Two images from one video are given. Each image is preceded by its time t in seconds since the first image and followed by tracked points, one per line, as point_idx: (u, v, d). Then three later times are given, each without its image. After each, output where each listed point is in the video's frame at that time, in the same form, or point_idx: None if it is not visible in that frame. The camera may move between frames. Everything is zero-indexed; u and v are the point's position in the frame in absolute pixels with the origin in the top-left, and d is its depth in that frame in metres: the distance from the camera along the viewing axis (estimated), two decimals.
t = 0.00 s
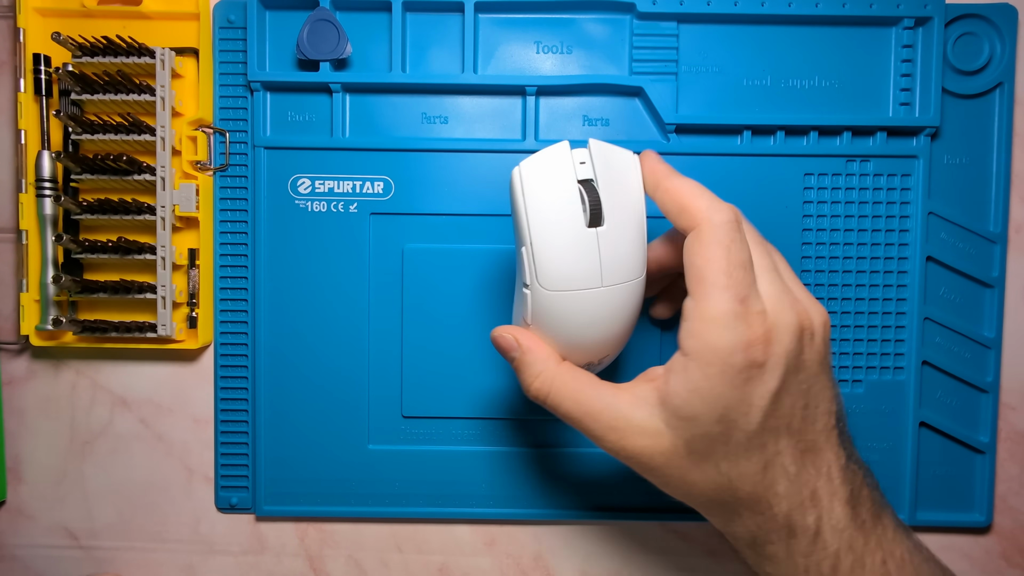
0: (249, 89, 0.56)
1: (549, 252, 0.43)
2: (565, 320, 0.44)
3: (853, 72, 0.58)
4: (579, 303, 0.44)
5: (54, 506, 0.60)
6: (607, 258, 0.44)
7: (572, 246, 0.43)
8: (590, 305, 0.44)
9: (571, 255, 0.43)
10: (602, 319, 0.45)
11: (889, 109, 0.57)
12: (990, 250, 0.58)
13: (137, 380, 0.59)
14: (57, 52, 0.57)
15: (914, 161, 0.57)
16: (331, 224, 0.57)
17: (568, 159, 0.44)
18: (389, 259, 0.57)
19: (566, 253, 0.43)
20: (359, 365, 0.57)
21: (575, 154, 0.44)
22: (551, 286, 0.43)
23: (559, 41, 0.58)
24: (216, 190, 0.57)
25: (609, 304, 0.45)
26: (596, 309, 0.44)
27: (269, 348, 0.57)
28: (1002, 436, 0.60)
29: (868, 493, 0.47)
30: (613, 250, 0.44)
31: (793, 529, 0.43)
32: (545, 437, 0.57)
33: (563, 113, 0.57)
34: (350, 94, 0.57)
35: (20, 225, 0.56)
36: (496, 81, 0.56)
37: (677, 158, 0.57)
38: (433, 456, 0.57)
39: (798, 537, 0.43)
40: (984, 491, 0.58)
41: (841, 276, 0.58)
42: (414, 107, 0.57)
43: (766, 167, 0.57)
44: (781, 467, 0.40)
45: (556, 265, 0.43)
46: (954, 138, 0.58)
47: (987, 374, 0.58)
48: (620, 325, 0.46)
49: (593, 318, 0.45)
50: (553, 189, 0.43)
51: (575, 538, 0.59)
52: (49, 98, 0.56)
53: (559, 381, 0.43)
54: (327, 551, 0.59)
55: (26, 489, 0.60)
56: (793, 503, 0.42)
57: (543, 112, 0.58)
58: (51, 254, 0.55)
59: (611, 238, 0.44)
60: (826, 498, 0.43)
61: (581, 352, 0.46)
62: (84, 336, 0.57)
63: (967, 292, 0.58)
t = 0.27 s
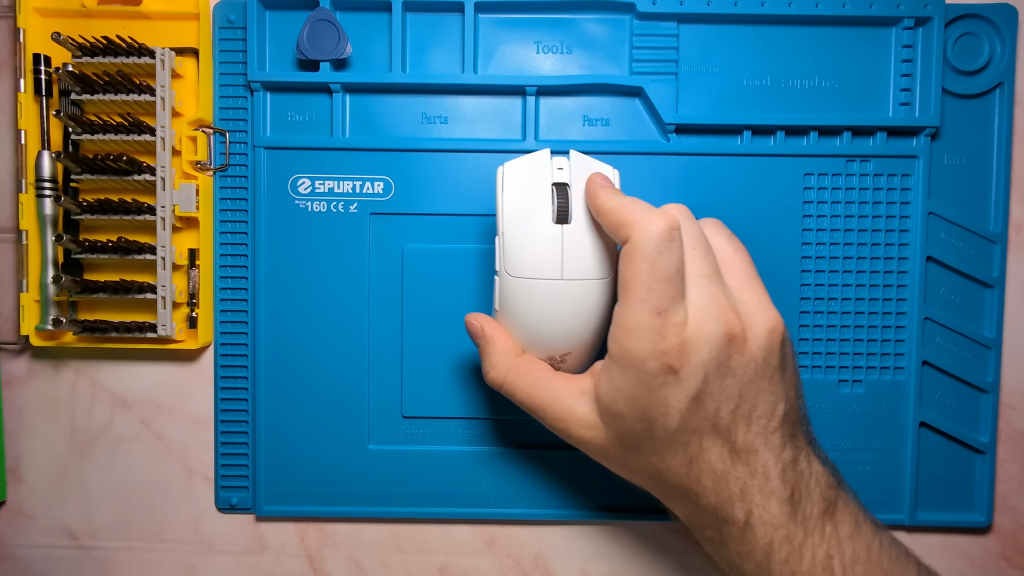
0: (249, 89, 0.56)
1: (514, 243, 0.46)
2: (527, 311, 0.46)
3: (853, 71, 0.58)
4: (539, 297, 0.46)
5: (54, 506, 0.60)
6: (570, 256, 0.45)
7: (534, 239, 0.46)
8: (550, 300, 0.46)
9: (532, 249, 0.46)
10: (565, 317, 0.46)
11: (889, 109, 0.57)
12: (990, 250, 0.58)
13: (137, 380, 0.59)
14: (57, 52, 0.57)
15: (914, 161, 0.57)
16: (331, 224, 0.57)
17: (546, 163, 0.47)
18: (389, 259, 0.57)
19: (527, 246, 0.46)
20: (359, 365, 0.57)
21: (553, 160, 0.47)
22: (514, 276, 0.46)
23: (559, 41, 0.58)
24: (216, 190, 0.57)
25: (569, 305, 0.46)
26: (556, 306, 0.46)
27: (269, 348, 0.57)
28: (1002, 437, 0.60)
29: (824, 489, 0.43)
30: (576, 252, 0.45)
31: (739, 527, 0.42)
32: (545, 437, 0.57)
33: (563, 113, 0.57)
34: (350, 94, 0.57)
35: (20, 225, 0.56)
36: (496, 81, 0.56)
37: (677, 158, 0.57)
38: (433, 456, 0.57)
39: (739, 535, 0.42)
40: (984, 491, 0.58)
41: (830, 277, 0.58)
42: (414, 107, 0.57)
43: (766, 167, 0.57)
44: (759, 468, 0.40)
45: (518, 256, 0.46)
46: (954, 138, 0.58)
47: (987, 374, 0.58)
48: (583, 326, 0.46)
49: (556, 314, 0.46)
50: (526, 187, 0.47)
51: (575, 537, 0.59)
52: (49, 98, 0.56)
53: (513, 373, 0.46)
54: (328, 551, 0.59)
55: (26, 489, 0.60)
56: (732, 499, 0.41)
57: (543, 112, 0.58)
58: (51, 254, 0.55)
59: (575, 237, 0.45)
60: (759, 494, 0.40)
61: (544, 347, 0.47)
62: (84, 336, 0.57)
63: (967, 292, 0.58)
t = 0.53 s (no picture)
0: (249, 89, 0.56)
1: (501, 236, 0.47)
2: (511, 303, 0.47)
3: (853, 71, 0.58)
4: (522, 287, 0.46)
5: (54, 506, 0.60)
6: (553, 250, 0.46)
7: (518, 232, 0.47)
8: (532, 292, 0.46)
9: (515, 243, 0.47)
10: (548, 308, 0.46)
11: (889, 109, 0.57)
12: (990, 250, 0.58)
13: (137, 380, 0.59)
14: (57, 52, 0.57)
15: (914, 161, 0.57)
16: (332, 224, 0.57)
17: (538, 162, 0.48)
18: (389, 259, 0.57)
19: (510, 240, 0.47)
20: (359, 366, 0.57)
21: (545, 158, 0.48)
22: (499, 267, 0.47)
23: (559, 41, 0.58)
24: (216, 190, 0.57)
25: (553, 297, 0.46)
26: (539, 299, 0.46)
27: (269, 348, 0.57)
28: (1002, 437, 0.60)
29: (808, 478, 0.43)
30: (560, 244, 0.45)
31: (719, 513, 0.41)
32: (545, 437, 0.57)
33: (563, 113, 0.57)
34: (350, 94, 0.57)
35: (20, 225, 0.56)
36: (496, 82, 0.56)
37: (677, 158, 0.57)
38: (434, 456, 0.57)
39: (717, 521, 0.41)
40: (984, 491, 0.58)
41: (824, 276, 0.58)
42: (414, 107, 0.57)
43: (766, 167, 0.57)
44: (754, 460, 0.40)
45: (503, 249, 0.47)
46: (954, 138, 0.58)
47: (987, 374, 0.58)
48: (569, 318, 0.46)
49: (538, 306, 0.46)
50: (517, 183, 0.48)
51: (575, 537, 0.59)
52: (49, 98, 0.56)
53: (503, 364, 0.46)
54: (327, 551, 0.59)
55: (26, 489, 0.60)
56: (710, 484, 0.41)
57: (543, 112, 0.58)
58: (50, 254, 0.55)
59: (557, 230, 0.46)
60: (739, 481, 0.41)
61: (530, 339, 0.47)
62: (84, 336, 0.57)
63: (967, 292, 0.58)
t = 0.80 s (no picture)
0: (248, 89, 0.56)
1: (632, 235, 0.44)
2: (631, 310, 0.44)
3: (854, 71, 0.58)
4: (642, 293, 0.44)
5: (53, 507, 0.60)
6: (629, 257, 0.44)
7: (641, 233, 0.44)
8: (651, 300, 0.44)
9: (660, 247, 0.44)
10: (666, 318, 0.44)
11: (889, 109, 0.57)
12: (991, 251, 0.58)
13: (136, 381, 0.59)
14: (56, 51, 0.57)
15: (915, 161, 0.57)
16: (331, 224, 0.57)
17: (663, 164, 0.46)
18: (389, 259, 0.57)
19: (654, 241, 0.44)
20: (358, 366, 0.57)
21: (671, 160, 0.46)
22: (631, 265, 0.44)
23: (559, 41, 0.58)
24: (216, 190, 0.57)
25: (688, 311, 0.45)
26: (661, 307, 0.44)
27: (269, 348, 0.57)
28: (1004, 438, 0.60)
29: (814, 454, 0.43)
30: (669, 252, 0.44)
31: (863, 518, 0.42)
32: (546, 438, 0.57)
33: (563, 113, 0.57)
34: (349, 94, 0.57)
35: (19, 225, 0.56)
36: (496, 82, 0.56)
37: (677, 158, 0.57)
38: (433, 457, 0.57)
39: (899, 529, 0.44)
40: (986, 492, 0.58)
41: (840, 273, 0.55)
42: (414, 107, 0.57)
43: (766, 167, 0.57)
44: (767, 456, 0.41)
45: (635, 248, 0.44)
46: (955, 138, 0.57)
47: (988, 375, 0.58)
48: (611, 329, 0.44)
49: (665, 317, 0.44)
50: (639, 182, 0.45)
51: (575, 538, 0.59)
52: (49, 98, 0.56)
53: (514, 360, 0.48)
54: (327, 553, 0.59)
55: (25, 490, 0.60)
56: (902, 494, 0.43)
57: (543, 112, 0.57)
58: (50, 255, 0.55)
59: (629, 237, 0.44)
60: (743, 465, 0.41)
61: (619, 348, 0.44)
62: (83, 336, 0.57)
63: (968, 292, 0.58)
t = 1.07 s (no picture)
0: (249, 89, 0.56)
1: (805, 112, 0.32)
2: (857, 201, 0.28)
3: (854, 71, 0.58)
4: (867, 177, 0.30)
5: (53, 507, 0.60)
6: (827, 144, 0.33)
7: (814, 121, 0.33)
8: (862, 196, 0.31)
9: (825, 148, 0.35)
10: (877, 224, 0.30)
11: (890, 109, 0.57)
12: (991, 250, 0.57)
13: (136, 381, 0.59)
14: (56, 52, 0.57)
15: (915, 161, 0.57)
16: (331, 225, 0.57)
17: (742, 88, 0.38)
18: (388, 259, 0.57)
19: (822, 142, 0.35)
20: (359, 366, 0.57)
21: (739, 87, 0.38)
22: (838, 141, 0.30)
23: (559, 41, 0.58)
24: (215, 190, 0.56)
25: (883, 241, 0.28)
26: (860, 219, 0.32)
27: (269, 347, 0.57)
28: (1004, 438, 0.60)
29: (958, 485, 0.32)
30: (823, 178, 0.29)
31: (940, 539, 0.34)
32: (546, 437, 0.57)
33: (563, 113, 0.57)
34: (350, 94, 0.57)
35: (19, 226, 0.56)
36: (496, 82, 0.56)
37: (678, 158, 0.57)
38: (434, 457, 0.57)
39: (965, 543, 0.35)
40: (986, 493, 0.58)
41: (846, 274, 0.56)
42: (414, 107, 0.57)
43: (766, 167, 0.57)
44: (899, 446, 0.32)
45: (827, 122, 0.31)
46: (955, 138, 0.57)
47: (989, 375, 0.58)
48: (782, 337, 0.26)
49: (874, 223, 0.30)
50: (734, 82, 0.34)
51: (576, 538, 0.59)
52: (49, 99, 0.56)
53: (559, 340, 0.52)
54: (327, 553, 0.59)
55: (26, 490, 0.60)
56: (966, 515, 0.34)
57: (543, 112, 0.57)
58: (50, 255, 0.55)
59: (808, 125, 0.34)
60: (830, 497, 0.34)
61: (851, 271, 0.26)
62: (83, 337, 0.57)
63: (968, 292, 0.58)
